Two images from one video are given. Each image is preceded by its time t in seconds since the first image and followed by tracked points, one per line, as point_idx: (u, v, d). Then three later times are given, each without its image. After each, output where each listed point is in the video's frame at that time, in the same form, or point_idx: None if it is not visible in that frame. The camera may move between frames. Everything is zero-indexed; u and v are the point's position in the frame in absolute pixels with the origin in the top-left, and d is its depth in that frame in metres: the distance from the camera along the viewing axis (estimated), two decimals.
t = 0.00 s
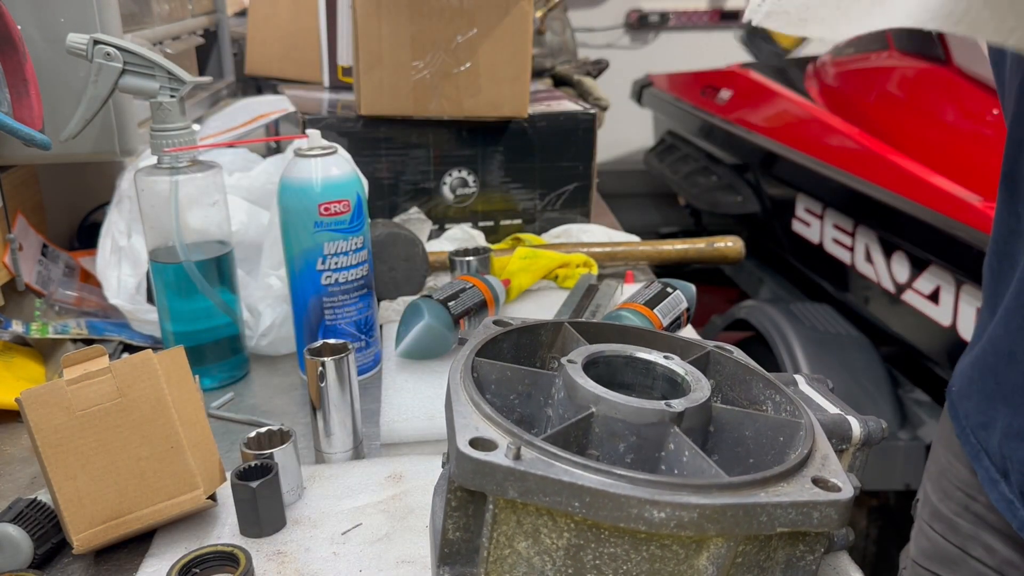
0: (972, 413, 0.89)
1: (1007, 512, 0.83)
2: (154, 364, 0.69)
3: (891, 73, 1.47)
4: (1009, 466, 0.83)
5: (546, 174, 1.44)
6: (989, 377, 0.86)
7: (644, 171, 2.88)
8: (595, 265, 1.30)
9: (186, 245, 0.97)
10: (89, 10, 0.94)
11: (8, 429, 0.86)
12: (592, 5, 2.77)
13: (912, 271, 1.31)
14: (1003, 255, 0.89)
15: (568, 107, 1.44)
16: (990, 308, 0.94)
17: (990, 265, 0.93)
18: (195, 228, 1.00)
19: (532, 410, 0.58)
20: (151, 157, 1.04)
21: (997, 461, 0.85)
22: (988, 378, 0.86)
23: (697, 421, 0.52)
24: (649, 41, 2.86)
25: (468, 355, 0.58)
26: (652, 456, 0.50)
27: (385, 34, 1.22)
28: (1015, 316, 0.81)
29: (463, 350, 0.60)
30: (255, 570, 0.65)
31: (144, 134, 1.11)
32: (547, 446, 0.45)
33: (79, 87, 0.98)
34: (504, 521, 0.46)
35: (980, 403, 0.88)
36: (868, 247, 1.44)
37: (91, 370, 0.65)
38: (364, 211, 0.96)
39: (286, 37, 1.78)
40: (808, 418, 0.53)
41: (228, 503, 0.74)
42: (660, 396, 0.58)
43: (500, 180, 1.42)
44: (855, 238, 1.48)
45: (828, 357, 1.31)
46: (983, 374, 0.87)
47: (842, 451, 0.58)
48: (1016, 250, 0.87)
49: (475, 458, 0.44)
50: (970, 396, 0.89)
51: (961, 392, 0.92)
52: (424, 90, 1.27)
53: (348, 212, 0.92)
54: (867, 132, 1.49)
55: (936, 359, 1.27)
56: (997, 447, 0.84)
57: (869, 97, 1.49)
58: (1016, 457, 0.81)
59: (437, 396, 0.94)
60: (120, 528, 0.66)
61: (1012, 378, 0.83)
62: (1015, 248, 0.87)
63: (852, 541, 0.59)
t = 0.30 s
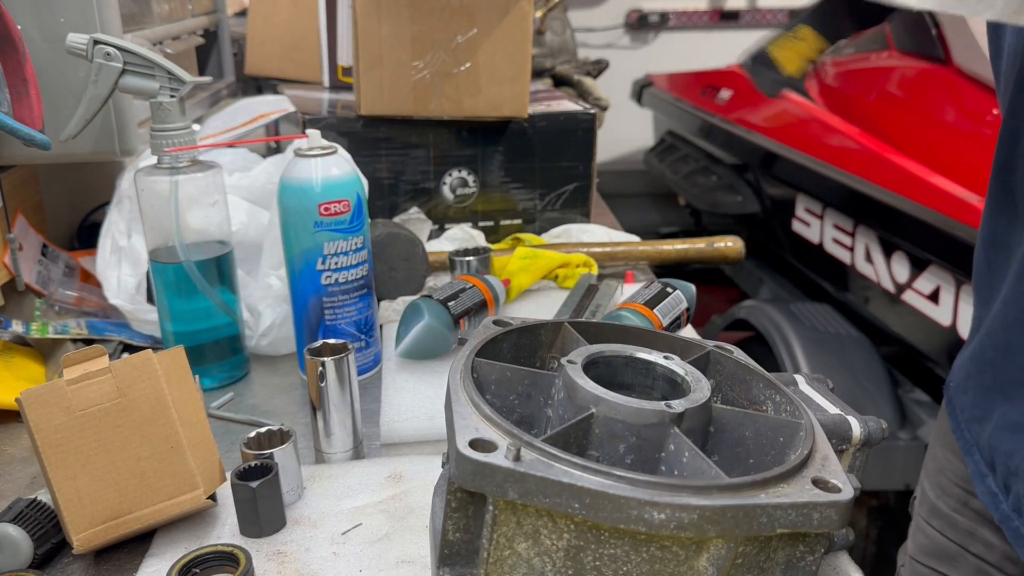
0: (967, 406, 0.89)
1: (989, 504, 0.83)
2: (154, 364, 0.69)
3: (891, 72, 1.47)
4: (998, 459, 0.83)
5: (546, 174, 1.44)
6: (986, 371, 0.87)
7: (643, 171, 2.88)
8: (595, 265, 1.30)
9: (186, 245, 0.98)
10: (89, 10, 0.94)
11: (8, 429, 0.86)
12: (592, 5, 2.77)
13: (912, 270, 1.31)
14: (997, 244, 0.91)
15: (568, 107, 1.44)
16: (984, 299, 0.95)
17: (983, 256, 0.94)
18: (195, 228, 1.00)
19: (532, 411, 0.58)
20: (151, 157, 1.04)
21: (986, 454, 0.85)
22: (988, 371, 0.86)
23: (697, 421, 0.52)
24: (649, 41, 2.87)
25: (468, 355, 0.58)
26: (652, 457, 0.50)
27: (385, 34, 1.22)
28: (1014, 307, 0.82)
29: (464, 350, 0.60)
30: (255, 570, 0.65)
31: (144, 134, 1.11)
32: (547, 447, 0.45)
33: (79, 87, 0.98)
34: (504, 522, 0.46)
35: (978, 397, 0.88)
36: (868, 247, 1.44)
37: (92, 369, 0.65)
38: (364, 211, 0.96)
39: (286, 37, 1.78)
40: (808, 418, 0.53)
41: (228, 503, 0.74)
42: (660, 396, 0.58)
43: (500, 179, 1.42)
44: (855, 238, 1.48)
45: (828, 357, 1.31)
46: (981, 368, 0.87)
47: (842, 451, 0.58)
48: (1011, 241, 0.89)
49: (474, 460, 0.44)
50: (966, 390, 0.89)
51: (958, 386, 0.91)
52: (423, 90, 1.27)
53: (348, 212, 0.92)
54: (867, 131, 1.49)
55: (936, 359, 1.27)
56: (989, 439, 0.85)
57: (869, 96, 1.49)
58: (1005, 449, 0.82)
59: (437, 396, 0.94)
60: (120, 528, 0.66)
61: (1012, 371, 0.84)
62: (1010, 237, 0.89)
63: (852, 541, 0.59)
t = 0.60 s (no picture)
0: (962, 402, 0.89)
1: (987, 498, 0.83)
2: (154, 364, 0.69)
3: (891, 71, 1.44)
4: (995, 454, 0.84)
5: (546, 174, 1.44)
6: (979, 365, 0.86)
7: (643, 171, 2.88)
8: (595, 265, 1.30)
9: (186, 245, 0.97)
10: (89, 10, 0.94)
11: (8, 429, 0.86)
12: (592, 5, 2.77)
13: (912, 270, 1.31)
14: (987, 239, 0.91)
15: (568, 107, 1.44)
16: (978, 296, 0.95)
17: (978, 252, 0.93)
18: (194, 228, 1.00)
19: (532, 410, 0.58)
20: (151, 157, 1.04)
21: (981, 449, 0.86)
22: (979, 366, 0.86)
23: (697, 422, 0.52)
24: (649, 41, 2.87)
25: (468, 356, 0.58)
26: (652, 458, 0.50)
27: (385, 34, 1.22)
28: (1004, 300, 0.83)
29: (464, 350, 0.60)
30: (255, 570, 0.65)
31: (145, 134, 1.11)
32: (547, 448, 0.45)
33: (79, 87, 0.98)
34: (504, 523, 0.46)
35: (970, 392, 0.88)
36: (868, 247, 1.44)
37: (91, 370, 0.65)
38: (364, 211, 0.96)
39: (286, 37, 1.78)
40: (808, 418, 0.53)
41: (228, 504, 0.74)
42: (660, 396, 0.58)
43: (500, 179, 1.42)
44: (855, 238, 1.48)
45: (828, 357, 1.31)
46: (973, 363, 0.87)
47: (842, 451, 0.58)
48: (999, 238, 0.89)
49: (474, 461, 0.44)
50: (962, 385, 0.89)
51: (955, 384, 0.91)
52: (423, 90, 1.27)
53: (348, 212, 0.92)
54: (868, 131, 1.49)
55: (936, 358, 1.27)
56: (984, 435, 0.85)
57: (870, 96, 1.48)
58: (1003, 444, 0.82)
59: (437, 396, 0.93)
60: (120, 529, 0.66)
61: (997, 364, 0.84)
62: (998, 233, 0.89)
63: (852, 541, 0.59)
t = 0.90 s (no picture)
0: (957, 407, 0.89)
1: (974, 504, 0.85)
2: (154, 365, 0.69)
3: (891, 72, 1.44)
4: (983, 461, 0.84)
5: (546, 174, 1.44)
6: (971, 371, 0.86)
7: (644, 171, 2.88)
8: (595, 265, 1.30)
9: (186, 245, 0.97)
10: (90, 11, 0.94)
11: (8, 430, 0.86)
12: (592, 5, 2.77)
13: (912, 270, 1.31)
14: (988, 246, 0.91)
15: (568, 107, 1.44)
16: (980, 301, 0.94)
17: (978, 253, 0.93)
18: (195, 228, 1.00)
19: (532, 410, 0.58)
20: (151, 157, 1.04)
21: (973, 456, 0.86)
22: (970, 373, 0.87)
23: (698, 421, 0.52)
24: (649, 41, 2.87)
25: (468, 356, 0.58)
26: (652, 458, 0.50)
27: (386, 34, 1.22)
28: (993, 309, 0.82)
29: (464, 350, 0.60)
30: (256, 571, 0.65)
31: (145, 135, 1.11)
32: (547, 448, 0.45)
33: (79, 87, 0.98)
34: (504, 523, 0.46)
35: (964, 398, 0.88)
36: (868, 246, 1.44)
37: (92, 370, 0.65)
38: (364, 211, 0.96)
39: (286, 37, 1.78)
40: (808, 419, 0.53)
41: (228, 504, 0.74)
42: (660, 396, 0.58)
43: (500, 180, 1.42)
44: (855, 238, 1.48)
45: (828, 357, 1.31)
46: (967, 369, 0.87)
47: (842, 451, 0.58)
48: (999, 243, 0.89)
49: (475, 461, 0.44)
50: (958, 391, 0.90)
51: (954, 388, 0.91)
52: (423, 90, 1.27)
53: (348, 212, 0.92)
54: (868, 131, 1.49)
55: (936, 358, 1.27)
56: (972, 441, 0.85)
57: (869, 96, 1.48)
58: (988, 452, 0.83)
59: (437, 396, 0.94)
60: (120, 529, 0.66)
61: (985, 371, 0.84)
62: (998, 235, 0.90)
63: (852, 541, 0.59)
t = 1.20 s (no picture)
0: (968, 408, 0.91)
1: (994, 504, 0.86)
2: (154, 365, 0.69)
3: (891, 72, 1.45)
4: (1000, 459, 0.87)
5: (546, 174, 1.44)
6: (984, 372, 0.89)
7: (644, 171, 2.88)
8: (595, 265, 1.30)
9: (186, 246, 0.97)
10: (90, 11, 0.94)
11: (8, 429, 0.86)
12: (591, 5, 2.77)
13: (912, 270, 1.31)
14: (994, 246, 0.91)
15: (568, 107, 1.44)
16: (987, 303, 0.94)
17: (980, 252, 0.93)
18: (195, 228, 1.00)
19: (532, 410, 0.58)
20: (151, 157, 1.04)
21: (989, 455, 0.88)
22: (982, 373, 0.89)
23: (697, 422, 0.52)
24: (649, 41, 2.87)
25: (468, 356, 0.58)
26: (652, 458, 0.50)
27: (385, 34, 1.22)
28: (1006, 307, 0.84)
29: (464, 350, 0.60)
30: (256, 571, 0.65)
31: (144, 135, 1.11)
32: (547, 448, 0.45)
33: (79, 87, 0.98)
34: (504, 523, 0.46)
35: (976, 398, 0.90)
36: (868, 247, 1.44)
37: (92, 370, 0.65)
38: (363, 211, 0.96)
39: (286, 37, 1.78)
40: (808, 419, 0.53)
41: (228, 504, 0.74)
42: (660, 396, 0.58)
43: (500, 180, 1.42)
44: (855, 238, 1.48)
45: (828, 357, 1.31)
46: (979, 369, 0.89)
47: (843, 451, 0.58)
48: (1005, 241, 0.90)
49: (474, 461, 0.44)
50: (967, 392, 0.91)
51: (963, 387, 0.93)
52: (423, 90, 1.27)
53: (348, 212, 0.92)
54: (868, 131, 1.50)
55: (936, 358, 1.27)
56: (990, 441, 0.88)
57: (870, 96, 1.49)
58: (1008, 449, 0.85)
59: (437, 396, 0.93)
60: (120, 529, 0.66)
61: (998, 371, 0.86)
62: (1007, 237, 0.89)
63: (853, 541, 0.59)
